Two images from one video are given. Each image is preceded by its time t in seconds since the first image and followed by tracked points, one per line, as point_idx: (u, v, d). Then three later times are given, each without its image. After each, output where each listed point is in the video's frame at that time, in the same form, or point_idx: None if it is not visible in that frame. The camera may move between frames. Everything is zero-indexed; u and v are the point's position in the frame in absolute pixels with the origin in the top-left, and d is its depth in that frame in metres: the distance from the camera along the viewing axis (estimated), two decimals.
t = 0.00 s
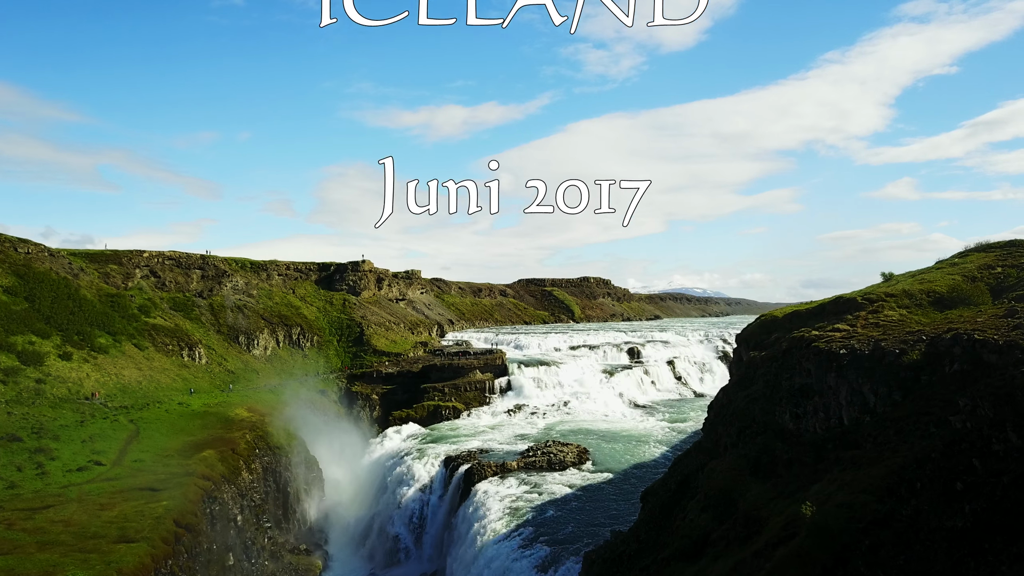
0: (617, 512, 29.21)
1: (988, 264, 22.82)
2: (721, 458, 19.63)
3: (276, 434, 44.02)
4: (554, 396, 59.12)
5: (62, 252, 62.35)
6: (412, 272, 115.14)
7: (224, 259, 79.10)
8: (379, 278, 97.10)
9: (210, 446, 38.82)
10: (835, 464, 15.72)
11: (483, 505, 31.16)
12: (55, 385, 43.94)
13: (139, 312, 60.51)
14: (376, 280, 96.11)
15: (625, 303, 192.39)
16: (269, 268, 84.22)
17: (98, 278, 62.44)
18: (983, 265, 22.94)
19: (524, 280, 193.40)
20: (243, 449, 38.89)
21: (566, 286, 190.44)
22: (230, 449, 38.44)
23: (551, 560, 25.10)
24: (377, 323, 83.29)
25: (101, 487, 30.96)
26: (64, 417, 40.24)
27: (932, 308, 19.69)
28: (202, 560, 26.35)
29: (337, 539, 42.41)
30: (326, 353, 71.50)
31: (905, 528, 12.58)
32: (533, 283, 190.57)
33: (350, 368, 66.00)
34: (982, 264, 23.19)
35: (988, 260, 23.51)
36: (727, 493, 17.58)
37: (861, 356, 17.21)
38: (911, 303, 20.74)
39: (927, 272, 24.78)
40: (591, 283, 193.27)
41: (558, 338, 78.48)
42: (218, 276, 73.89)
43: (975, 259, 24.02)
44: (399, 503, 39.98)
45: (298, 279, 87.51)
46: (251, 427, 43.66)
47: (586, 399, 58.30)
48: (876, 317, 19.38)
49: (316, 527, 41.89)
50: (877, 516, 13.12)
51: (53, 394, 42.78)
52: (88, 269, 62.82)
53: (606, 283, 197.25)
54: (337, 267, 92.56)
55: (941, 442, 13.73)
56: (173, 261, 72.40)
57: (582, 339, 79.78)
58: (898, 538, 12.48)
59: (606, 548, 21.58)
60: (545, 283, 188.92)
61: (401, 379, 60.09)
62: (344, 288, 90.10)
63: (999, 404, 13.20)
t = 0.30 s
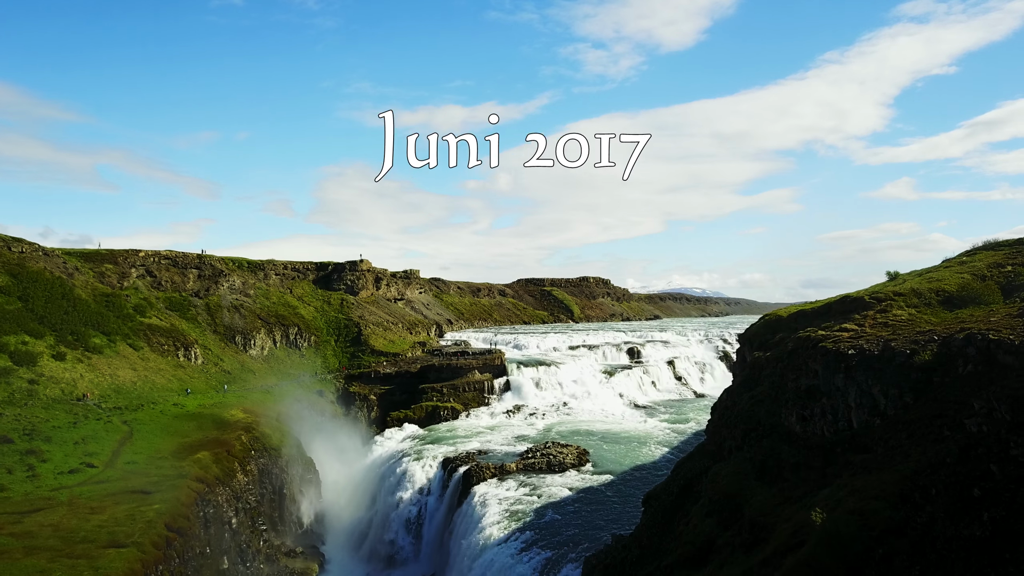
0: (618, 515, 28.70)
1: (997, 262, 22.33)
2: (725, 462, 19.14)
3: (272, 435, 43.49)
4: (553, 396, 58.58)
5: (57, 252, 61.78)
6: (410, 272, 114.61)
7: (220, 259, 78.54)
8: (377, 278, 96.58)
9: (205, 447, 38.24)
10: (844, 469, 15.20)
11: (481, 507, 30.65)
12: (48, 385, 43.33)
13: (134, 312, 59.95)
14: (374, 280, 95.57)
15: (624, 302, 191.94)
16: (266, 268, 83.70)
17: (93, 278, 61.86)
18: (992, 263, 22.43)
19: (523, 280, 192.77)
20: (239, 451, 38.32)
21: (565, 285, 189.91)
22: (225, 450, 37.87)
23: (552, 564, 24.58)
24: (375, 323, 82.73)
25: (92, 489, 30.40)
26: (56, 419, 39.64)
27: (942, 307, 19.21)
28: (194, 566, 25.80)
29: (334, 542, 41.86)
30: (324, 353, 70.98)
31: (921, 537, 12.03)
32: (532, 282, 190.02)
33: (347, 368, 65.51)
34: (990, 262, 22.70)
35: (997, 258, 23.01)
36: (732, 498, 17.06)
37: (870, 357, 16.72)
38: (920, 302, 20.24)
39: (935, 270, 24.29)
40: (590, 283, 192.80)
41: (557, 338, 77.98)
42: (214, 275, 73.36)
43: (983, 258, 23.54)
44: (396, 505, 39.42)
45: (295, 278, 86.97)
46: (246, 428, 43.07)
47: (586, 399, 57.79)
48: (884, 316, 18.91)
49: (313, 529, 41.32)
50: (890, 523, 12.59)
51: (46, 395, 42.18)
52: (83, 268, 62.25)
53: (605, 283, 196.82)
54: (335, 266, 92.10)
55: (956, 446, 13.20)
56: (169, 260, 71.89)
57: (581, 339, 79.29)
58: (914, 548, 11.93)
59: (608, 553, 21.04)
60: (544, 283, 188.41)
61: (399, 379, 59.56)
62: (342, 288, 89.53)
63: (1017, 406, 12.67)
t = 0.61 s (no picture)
0: (619, 518, 28.21)
1: (1008, 261, 21.83)
2: (730, 465, 18.65)
3: (269, 437, 42.95)
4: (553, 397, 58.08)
5: (51, 251, 61.16)
6: (409, 271, 114.00)
7: (217, 258, 77.96)
8: (375, 277, 96.02)
9: (199, 449, 37.69)
10: (855, 473, 14.68)
11: (480, 510, 30.16)
12: (41, 386, 42.73)
13: (129, 311, 59.36)
14: (373, 279, 95.01)
15: (624, 302, 191.41)
16: (263, 267, 83.14)
17: (88, 277, 61.28)
18: (1002, 261, 21.94)
19: (522, 280, 192.25)
20: (234, 452, 37.77)
21: (565, 285, 189.37)
22: (220, 452, 37.31)
23: (552, 569, 24.06)
24: (373, 323, 82.15)
25: (83, 492, 29.84)
26: (48, 420, 39.05)
27: (953, 307, 18.72)
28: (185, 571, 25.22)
29: (330, 545, 41.31)
30: (322, 353, 70.43)
31: (937, 546, 11.49)
32: (531, 282, 189.38)
33: (344, 369, 64.98)
34: (1000, 260, 22.20)
35: (1007, 256, 22.49)
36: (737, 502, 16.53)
37: (880, 358, 16.24)
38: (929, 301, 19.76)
39: (943, 269, 23.78)
40: (590, 283, 192.36)
41: (557, 338, 77.45)
42: (211, 274, 72.79)
43: (992, 256, 23.03)
44: (393, 507, 38.90)
45: (292, 278, 86.38)
46: (242, 429, 42.54)
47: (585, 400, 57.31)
48: (893, 316, 18.42)
49: (310, 531, 40.77)
50: (905, 531, 12.05)
51: (39, 396, 41.57)
52: (78, 267, 61.66)
53: (605, 283, 196.34)
54: (333, 266, 91.55)
55: (973, 450, 12.68)
56: (166, 259, 71.35)
57: (580, 339, 78.78)
58: (931, 557, 11.39)
59: (608, 559, 20.50)
60: (543, 283, 187.84)
61: (397, 380, 59.01)
62: (340, 287, 88.95)
63: None
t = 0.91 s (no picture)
0: (619, 522, 27.70)
1: (1019, 259, 21.30)
2: (735, 469, 18.13)
3: (266, 438, 42.44)
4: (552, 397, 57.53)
5: (46, 250, 60.59)
6: (408, 271, 113.43)
7: (214, 257, 77.40)
8: (373, 277, 95.44)
9: (194, 450, 37.12)
10: (866, 479, 14.16)
11: (478, 513, 29.63)
12: (34, 386, 42.16)
13: (125, 311, 58.79)
14: (371, 279, 94.45)
15: (623, 302, 190.90)
16: (261, 266, 82.58)
17: (83, 276, 60.72)
18: (1013, 260, 21.40)
19: (522, 279, 191.71)
20: (230, 454, 37.23)
21: (564, 284, 188.80)
22: (215, 454, 36.76)
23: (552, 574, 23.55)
24: (371, 323, 81.61)
25: (74, 495, 29.30)
26: (41, 421, 38.48)
27: (964, 306, 18.21)
28: None
29: (327, 548, 40.76)
30: (319, 353, 69.86)
31: (956, 556, 10.95)
32: (531, 282, 188.85)
33: (342, 369, 64.43)
34: (1011, 259, 21.66)
35: (1018, 255, 21.96)
36: (744, 507, 15.99)
37: (892, 359, 15.75)
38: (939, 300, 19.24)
39: (952, 267, 23.26)
40: (589, 283, 191.84)
41: (556, 338, 76.92)
42: (208, 274, 72.26)
43: (1002, 254, 22.48)
44: (390, 510, 38.36)
45: (290, 277, 85.83)
46: (237, 431, 41.98)
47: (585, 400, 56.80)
48: (903, 315, 17.92)
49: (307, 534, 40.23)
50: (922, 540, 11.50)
51: (31, 397, 40.99)
52: (73, 266, 61.11)
53: (604, 283, 195.87)
54: (331, 265, 91.04)
55: (992, 455, 12.15)
56: (162, 259, 70.82)
57: (580, 338, 78.26)
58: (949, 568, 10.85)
59: (609, 566, 19.96)
60: (543, 283, 187.33)
61: (395, 380, 58.43)
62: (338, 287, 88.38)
63: None
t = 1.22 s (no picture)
0: (620, 526, 27.11)
1: None
2: (741, 474, 17.56)
3: (264, 440, 42.00)
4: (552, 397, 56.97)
5: (39, 249, 59.91)
6: (406, 270, 112.82)
7: (210, 257, 76.74)
8: (371, 277, 94.79)
9: (187, 453, 36.55)
10: (880, 485, 13.57)
11: (476, 516, 29.05)
12: (26, 387, 41.50)
13: (119, 310, 58.14)
14: (369, 278, 93.84)
15: (623, 302, 190.38)
16: (257, 266, 81.91)
17: (77, 276, 60.08)
18: None
19: (521, 279, 191.16)
20: (225, 456, 36.67)
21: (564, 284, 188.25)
22: (209, 456, 36.16)
23: None
24: (369, 323, 80.99)
25: (63, 499, 28.68)
26: (32, 422, 37.80)
27: (976, 305, 17.65)
28: None
29: (323, 551, 40.18)
30: (316, 353, 69.27)
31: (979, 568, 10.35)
32: (530, 282, 188.31)
33: (339, 369, 63.84)
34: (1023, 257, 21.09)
35: None
36: (751, 514, 15.39)
37: (905, 361, 15.20)
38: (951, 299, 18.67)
39: (961, 266, 22.69)
40: (589, 283, 191.31)
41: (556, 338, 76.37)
42: (204, 274, 71.63)
43: (1013, 253, 21.93)
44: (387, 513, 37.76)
45: (287, 277, 85.15)
46: (233, 432, 41.39)
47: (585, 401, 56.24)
48: (915, 315, 17.37)
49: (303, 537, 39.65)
50: (941, 551, 10.90)
51: (23, 398, 40.33)
52: (67, 266, 60.45)
53: (604, 283, 195.39)
54: (329, 265, 90.46)
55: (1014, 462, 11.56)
56: (157, 258, 70.15)
57: (580, 339, 77.72)
58: None
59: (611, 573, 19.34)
60: (542, 283, 186.74)
61: (393, 380, 57.80)
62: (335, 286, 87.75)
63: None
